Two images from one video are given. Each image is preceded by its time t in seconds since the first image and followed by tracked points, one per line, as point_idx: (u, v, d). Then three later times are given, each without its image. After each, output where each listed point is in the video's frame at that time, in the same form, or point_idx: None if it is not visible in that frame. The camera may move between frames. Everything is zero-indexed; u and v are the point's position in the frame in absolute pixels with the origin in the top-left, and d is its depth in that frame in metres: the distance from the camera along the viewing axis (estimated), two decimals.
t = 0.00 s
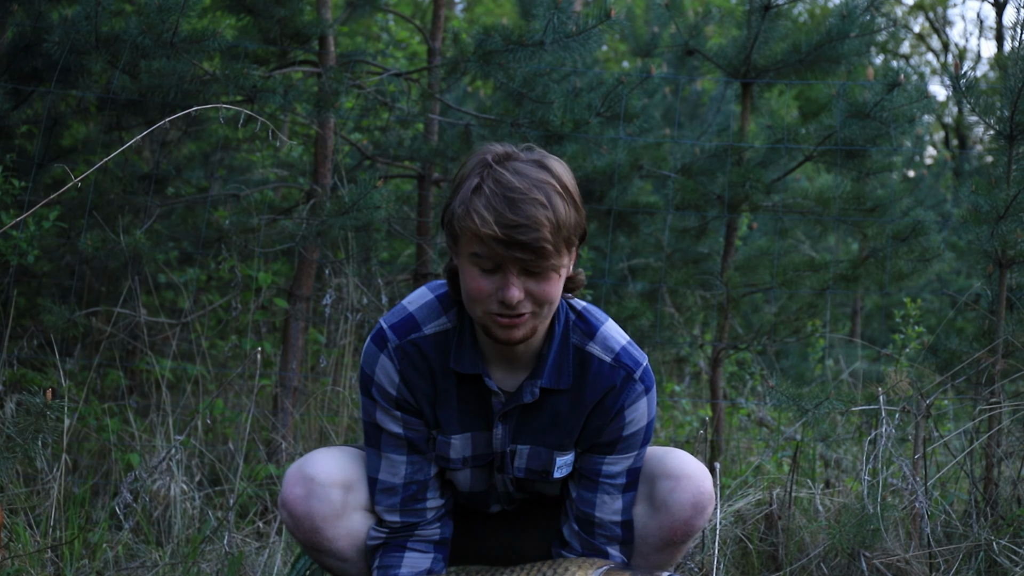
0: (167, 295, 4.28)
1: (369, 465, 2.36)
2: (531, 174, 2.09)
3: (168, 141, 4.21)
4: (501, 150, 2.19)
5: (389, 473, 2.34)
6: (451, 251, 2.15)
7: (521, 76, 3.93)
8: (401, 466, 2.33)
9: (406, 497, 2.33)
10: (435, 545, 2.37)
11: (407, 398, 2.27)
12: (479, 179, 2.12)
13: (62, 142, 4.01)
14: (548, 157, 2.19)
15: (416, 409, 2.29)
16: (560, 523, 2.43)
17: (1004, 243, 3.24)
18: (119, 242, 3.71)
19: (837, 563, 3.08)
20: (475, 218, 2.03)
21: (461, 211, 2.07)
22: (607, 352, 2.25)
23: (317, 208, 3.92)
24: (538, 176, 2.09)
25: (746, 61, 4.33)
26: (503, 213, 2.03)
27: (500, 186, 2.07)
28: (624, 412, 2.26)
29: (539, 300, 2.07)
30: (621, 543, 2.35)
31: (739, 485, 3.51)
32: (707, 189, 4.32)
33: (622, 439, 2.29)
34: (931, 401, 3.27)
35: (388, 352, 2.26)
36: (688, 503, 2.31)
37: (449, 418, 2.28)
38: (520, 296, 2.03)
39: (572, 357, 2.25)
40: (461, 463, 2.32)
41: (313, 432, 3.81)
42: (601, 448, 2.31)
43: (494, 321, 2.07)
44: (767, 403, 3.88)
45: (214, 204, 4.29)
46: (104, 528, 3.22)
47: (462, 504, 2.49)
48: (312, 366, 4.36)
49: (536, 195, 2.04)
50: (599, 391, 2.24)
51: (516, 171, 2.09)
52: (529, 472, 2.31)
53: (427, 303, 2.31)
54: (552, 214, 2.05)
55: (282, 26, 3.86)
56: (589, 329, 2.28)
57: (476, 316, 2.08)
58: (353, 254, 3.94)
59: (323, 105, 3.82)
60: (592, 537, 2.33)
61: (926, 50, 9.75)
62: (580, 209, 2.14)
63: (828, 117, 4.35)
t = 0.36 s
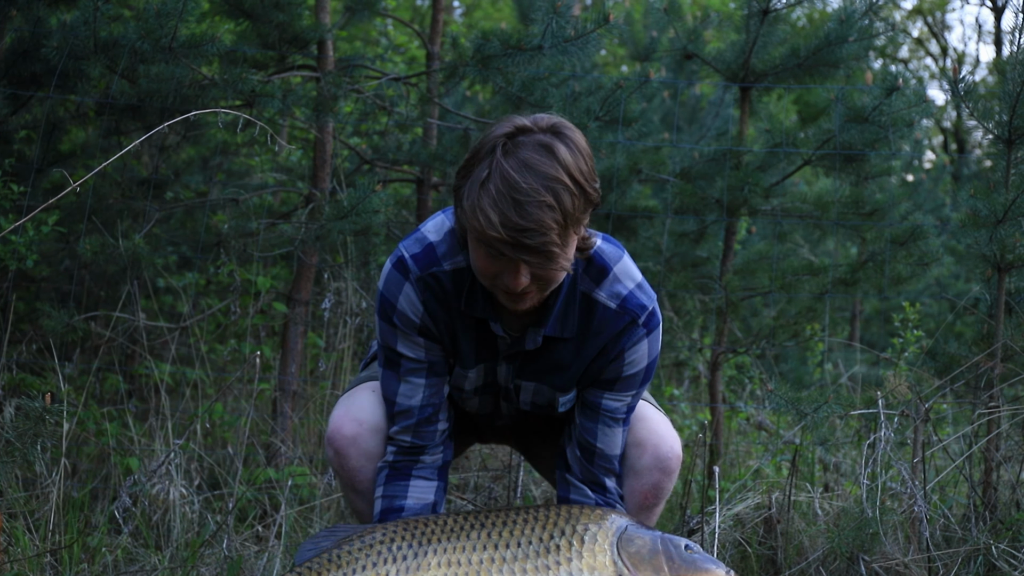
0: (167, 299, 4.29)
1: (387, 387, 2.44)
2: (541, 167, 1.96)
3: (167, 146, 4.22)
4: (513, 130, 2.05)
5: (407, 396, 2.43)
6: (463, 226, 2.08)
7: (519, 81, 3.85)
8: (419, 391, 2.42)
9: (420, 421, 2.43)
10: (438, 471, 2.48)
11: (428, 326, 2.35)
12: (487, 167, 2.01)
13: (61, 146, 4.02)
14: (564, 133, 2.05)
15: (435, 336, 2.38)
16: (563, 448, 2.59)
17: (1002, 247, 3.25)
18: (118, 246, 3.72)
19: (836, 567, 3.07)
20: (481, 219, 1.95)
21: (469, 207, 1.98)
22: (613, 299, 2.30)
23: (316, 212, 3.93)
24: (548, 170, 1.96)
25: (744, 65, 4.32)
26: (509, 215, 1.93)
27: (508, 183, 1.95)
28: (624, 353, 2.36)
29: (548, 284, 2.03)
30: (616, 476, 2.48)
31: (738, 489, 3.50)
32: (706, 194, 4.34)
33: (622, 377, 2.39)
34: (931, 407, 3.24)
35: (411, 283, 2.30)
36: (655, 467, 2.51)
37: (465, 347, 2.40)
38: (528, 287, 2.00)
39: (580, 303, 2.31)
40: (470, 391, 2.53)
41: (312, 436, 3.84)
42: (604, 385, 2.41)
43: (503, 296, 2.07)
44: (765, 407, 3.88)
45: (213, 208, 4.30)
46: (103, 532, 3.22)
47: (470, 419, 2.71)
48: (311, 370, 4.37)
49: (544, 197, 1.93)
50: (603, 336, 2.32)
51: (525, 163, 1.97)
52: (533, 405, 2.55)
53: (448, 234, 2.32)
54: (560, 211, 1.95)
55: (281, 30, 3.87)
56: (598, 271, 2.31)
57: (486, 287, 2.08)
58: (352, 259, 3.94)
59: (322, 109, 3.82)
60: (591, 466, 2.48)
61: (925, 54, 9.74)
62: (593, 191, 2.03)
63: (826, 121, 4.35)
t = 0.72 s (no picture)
0: (167, 299, 4.29)
1: (398, 305, 2.45)
2: (530, 95, 1.96)
3: (168, 145, 4.22)
4: (501, 62, 2.05)
5: (419, 315, 2.43)
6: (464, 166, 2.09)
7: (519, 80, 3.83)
8: (430, 311, 2.43)
9: (429, 341, 2.45)
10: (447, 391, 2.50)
11: (442, 246, 2.36)
12: (479, 102, 2.01)
13: (62, 146, 4.02)
14: (552, 58, 2.04)
15: (449, 256, 2.39)
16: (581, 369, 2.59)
17: (1002, 246, 3.24)
18: (119, 245, 3.72)
19: (837, 566, 3.08)
20: (478, 153, 1.95)
21: (466, 144, 1.98)
22: (619, 219, 2.30)
23: (316, 211, 3.93)
24: (538, 96, 1.95)
25: (745, 64, 4.31)
26: (505, 145, 1.93)
27: (500, 115, 1.96)
28: (630, 272, 2.36)
29: (556, 210, 2.03)
30: (632, 395, 2.47)
31: (738, 488, 3.50)
32: (707, 192, 4.35)
33: (629, 295, 2.40)
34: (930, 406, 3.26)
35: (427, 202, 2.32)
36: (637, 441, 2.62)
37: (477, 269, 2.43)
38: (536, 214, 2.00)
39: (587, 226, 2.31)
40: (482, 313, 2.56)
41: (312, 435, 3.84)
42: (614, 304, 2.43)
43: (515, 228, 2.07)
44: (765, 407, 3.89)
45: (214, 208, 4.30)
46: (104, 531, 3.22)
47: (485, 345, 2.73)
48: (311, 369, 4.37)
49: (536, 123, 1.93)
50: (611, 256, 2.34)
51: (515, 93, 1.96)
52: (547, 327, 2.56)
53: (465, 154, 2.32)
54: (557, 136, 1.94)
55: (281, 29, 3.86)
56: (604, 192, 2.31)
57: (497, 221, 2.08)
58: (353, 258, 3.95)
59: (323, 108, 3.82)
60: (606, 386, 2.47)
61: (925, 54, 9.75)
62: (588, 112, 2.02)
63: (827, 120, 4.35)
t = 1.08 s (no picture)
0: (168, 298, 4.29)
1: (398, 242, 2.51)
2: None
3: (169, 145, 4.22)
4: None
5: (417, 251, 2.49)
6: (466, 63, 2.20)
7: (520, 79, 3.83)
8: (429, 244, 2.48)
9: (428, 273, 2.48)
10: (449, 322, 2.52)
11: (440, 175, 2.44)
12: None
13: (63, 146, 4.02)
14: None
15: (448, 186, 2.46)
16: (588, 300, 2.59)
17: (1004, 246, 3.23)
18: (120, 245, 3.72)
19: (838, 566, 3.07)
20: (479, 39, 2.06)
21: (467, 33, 2.10)
22: (623, 137, 2.39)
23: (317, 211, 3.93)
24: None
25: (746, 64, 4.30)
26: (504, 31, 2.05)
27: (500, 2, 2.08)
28: (638, 192, 2.41)
29: (554, 109, 2.15)
30: (642, 319, 2.48)
31: (739, 488, 3.50)
32: (708, 192, 4.34)
33: (637, 218, 2.44)
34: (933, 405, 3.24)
35: (425, 131, 2.42)
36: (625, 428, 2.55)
37: (477, 199, 2.45)
38: (535, 111, 2.11)
39: (592, 147, 2.38)
40: (485, 251, 2.51)
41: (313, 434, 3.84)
42: (621, 226, 2.45)
43: (512, 130, 2.17)
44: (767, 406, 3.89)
45: (215, 208, 4.30)
46: (105, 531, 3.22)
47: (487, 304, 2.64)
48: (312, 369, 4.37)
49: (536, 10, 2.05)
50: (616, 174, 2.38)
51: None
52: (556, 262, 2.48)
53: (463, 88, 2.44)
54: (554, 24, 2.07)
55: (282, 29, 3.86)
56: (606, 114, 2.41)
57: (495, 126, 2.19)
58: (354, 257, 3.95)
59: (323, 108, 3.82)
60: (614, 312, 2.49)
61: (926, 54, 9.74)
62: (584, 10, 2.14)
63: (828, 120, 4.35)
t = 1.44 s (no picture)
0: (169, 300, 4.29)
1: (400, 274, 2.57)
2: (533, 6, 2.23)
3: (170, 147, 4.23)
4: None
5: (420, 280, 2.54)
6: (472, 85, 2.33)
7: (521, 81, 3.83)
8: (432, 272, 2.54)
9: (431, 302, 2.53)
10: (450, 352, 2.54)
11: (442, 205, 2.52)
12: (485, 14, 2.28)
13: (64, 148, 4.02)
14: None
15: (449, 216, 2.53)
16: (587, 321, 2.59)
17: (1005, 246, 3.24)
18: (121, 247, 3.72)
19: (840, 566, 3.07)
20: (481, 54, 2.20)
21: (472, 48, 2.24)
22: (621, 165, 2.47)
23: (318, 212, 3.94)
24: (540, 7, 2.23)
25: (746, 65, 4.31)
26: (506, 44, 2.18)
27: (504, 20, 2.22)
28: (635, 216, 2.46)
29: (554, 126, 2.24)
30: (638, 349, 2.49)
31: (741, 489, 3.49)
32: (709, 193, 4.34)
33: (634, 241, 2.48)
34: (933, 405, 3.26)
35: (426, 162, 2.52)
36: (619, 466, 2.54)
37: (478, 228, 2.51)
38: (535, 126, 2.21)
39: (591, 175, 2.47)
40: (485, 282, 2.55)
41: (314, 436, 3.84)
42: (618, 251, 2.49)
43: (513, 149, 2.26)
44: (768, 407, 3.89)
45: (216, 210, 4.30)
46: (107, 533, 3.22)
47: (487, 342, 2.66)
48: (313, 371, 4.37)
49: (537, 26, 2.19)
50: (614, 198, 2.45)
51: (519, 4, 2.24)
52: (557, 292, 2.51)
53: (463, 125, 2.56)
54: (553, 40, 2.19)
55: (282, 32, 3.87)
56: (605, 146, 2.51)
57: (497, 146, 2.28)
58: (355, 260, 3.95)
59: (324, 110, 3.82)
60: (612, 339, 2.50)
61: (926, 54, 9.75)
62: (585, 35, 2.28)
63: (828, 121, 4.35)
